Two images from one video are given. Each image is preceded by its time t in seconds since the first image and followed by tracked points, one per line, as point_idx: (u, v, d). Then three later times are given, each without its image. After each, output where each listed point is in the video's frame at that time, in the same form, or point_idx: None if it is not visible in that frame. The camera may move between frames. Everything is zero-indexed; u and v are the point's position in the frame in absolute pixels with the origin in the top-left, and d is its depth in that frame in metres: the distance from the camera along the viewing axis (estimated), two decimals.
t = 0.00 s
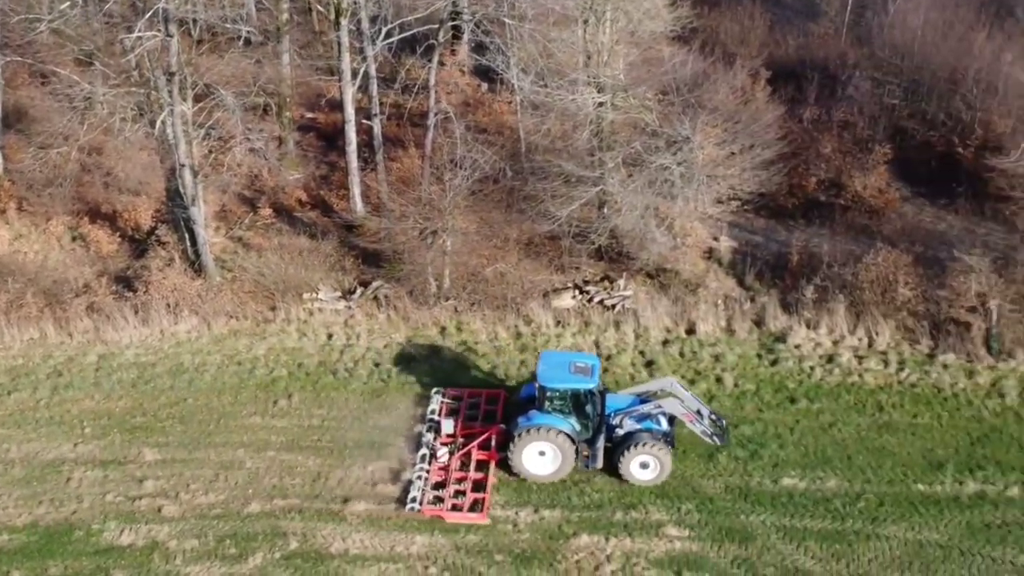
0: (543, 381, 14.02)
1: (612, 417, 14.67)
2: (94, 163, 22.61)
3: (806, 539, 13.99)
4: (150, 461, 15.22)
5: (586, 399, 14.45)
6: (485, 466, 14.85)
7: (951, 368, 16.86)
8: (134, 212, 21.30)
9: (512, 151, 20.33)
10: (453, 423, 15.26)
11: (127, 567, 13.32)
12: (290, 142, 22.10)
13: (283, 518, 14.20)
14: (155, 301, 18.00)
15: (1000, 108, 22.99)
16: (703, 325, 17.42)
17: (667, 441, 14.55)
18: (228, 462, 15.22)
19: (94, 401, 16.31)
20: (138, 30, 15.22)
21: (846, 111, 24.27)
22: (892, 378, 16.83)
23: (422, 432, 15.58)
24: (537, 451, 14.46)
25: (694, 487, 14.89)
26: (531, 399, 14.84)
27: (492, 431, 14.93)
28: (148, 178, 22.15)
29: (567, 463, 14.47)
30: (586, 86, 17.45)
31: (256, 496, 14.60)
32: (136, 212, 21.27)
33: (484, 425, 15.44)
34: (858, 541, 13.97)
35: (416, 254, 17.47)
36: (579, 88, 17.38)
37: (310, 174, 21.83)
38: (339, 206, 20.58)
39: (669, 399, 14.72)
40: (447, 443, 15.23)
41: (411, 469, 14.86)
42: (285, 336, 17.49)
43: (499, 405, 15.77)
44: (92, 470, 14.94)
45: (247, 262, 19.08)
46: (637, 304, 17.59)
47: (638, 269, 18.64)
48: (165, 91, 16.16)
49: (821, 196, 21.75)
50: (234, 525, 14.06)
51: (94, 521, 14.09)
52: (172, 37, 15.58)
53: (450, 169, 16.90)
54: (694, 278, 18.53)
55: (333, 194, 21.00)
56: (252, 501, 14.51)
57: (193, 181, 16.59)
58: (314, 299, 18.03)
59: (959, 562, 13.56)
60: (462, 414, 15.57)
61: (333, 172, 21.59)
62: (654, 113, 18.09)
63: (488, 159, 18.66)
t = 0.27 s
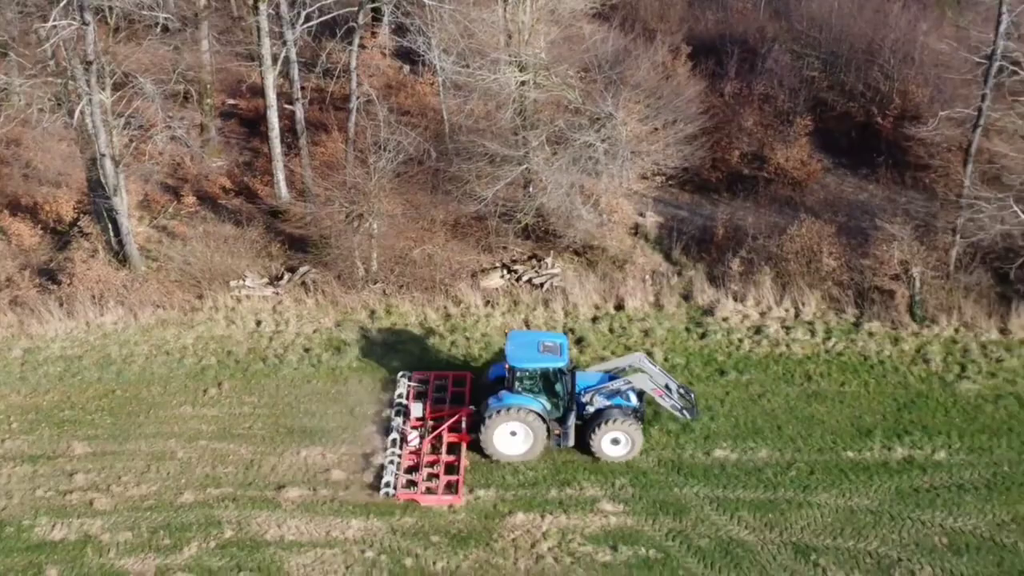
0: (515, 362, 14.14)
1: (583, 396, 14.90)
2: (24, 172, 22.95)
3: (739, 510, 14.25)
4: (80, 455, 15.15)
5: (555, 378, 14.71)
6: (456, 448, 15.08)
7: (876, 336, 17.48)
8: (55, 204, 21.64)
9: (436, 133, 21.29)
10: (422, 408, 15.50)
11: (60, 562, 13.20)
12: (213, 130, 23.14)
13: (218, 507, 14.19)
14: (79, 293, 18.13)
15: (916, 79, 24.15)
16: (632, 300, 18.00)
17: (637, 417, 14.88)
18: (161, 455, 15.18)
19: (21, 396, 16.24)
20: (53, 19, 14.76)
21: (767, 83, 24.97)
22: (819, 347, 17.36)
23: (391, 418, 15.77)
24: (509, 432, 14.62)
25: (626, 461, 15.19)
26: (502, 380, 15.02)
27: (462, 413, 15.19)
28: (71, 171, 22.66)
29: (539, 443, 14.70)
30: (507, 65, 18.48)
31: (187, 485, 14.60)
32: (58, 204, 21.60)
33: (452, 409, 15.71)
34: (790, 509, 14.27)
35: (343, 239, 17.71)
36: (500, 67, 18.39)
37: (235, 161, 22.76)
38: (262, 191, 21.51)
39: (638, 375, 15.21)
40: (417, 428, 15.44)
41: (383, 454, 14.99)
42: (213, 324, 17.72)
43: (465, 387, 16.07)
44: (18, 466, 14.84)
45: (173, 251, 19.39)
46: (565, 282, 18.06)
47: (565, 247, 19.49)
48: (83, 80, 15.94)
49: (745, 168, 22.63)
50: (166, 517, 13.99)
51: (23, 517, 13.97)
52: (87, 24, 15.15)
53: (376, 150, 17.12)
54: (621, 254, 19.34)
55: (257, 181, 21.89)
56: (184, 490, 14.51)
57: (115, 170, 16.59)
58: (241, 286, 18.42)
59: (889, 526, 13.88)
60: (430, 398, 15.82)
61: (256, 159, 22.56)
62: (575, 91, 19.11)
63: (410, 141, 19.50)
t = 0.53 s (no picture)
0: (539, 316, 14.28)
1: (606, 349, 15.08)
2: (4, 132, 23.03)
3: (724, 464, 14.33)
4: (65, 414, 15.19)
5: (579, 332, 14.86)
6: (479, 404, 15.19)
7: (859, 290, 17.62)
8: (36, 162, 21.62)
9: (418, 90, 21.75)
10: (444, 363, 15.61)
11: (47, 521, 13.32)
12: (193, 89, 23.72)
13: (203, 464, 14.26)
14: (62, 253, 18.21)
15: (897, 32, 24.17)
16: (615, 256, 18.33)
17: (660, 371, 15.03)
18: (147, 412, 15.23)
19: (4, 355, 16.33)
20: None
21: (748, 38, 25.14)
22: (802, 301, 17.47)
23: (412, 374, 15.88)
24: (532, 386, 14.79)
25: (611, 416, 15.28)
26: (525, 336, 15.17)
27: (485, 369, 15.31)
28: (50, 130, 22.62)
29: (562, 397, 14.85)
30: (489, 21, 19.17)
31: (173, 441, 14.67)
32: (38, 163, 21.57)
33: (473, 364, 15.84)
34: (775, 462, 14.36)
35: (326, 196, 18.35)
36: (483, 23, 19.10)
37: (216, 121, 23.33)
38: (243, 149, 22.11)
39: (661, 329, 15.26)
40: (438, 384, 15.54)
41: (406, 410, 15.08)
42: (196, 283, 17.85)
43: (485, 343, 16.23)
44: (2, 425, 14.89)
45: (155, 210, 19.74)
46: (548, 238, 18.67)
47: (548, 203, 20.19)
48: (60, 41, 16.13)
49: (727, 124, 23.04)
50: (153, 475, 14.07)
51: (10, 476, 14.04)
52: None
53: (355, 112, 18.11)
54: (604, 210, 19.95)
55: (237, 139, 22.42)
56: (171, 446, 14.59)
57: (93, 130, 17.10)
58: (224, 245, 18.69)
59: (872, 478, 13.98)
60: (451, 354, 15.94)
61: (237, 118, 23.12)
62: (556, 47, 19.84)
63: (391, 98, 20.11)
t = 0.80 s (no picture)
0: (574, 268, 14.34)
1: (640, 303, 15.08)
2: None
3: (720, 417, 14.35)
4: (61, 369, 15.19)
5: (612, 286, 14.99)
6: (512, 358, 15.24)
7: (855, 244, 17.61)
8: (30, 118, 21.57)
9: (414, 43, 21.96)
10: (477, 317, 15.67)
11: (46, 476, 13.38)
12: (187, 43, 23.84)
13: (201, 419, 14.28)
14: (56, 208, 18.15)
15: None
16: (612, 210, 18.38)
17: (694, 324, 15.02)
18: (144, 367, 15.24)
19: None
20: None
21: None
22: (799, 255, 17.45)
23: (446, 328, 15.94)
24: (567, 340, 14.83)
25: (608, 370, 15.27)
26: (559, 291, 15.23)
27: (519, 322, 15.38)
28: (44, 84, 22.41)
29: (597, 351, 14.89)
30: None
31: (172, 397, 14.67)
32: (31, 117, 21.55)
33: (506, 319, 15.90)
34: (770, 416, 14.40)
35: (321, 149, 18.34)
36: None
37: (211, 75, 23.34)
38: (238, 103, 22.19)
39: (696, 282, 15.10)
40: (472, 338, 15.60)
41: (441, 363, 15.12)
42: (191, 238, 17.80)
43: (518, 297, 16.32)
44: None
45: (150, 165, 19.69)
46: (544, 192, 18.70)
47: (545, 156, 20.34)
48: None
49: (724, 77, 23.01)
50: (152, 429, 14.10)
51: (8, 431, 14.08)
52: None
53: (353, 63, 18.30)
54: (600, 164, 20.02)
55: (233, 94, 22.38)
56: (169, 400, 14.62)
57: (89, 85, 17.47)
58: (219, 201, 18.62)
59: (868, 431, 14.02)
60: (484, 308, 16.00)
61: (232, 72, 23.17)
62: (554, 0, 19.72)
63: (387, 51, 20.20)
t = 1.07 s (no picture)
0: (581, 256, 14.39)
1: (647, 289, 15.13)
2: None
3: (689, 403, 14.38)
4: (26, 366, 15.06)
5: (617, 275, 15.09)
6: (519, 346, 15.28)
7: (820, 228, 17.74)
8: None
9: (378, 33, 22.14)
10: (483, 306, 15.71)
11: (12, 475, 13.25)
12: (150, 36, 23.91)
13: (170, 414, 14.22)
14: (21, 203, 18.01)
15: None
16: (579, 198, 18.58)
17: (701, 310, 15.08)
18: (111, 362, 15.16)
19: None
20: None
21: None
22: (765, 240, 17.55)
23: (451, 317, 15.97)
24: (574, 328, 14.86)
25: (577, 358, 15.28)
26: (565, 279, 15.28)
27: (525, 310, 15.43)
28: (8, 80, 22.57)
29: (603, 338, 14.93)
30: None
31: (140, 393, 14.57)
32: None
33: (511, 307, 15.95)
34: (739, 401, 14.45)
35: (287, 141, 18.49)
36: None
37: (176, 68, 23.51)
38: (203, 95, 22.31)
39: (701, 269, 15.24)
40: (479, 326, 15.63)
41: (449, 352, 15.14)
42: (158, 232, 17.76)
43: (522, 286, 16.37)
44: None
45: (114, 159, 19.75)
46: (510, 180, 18.87)
47: (511, 145, 20.38)
48: None
49: (688, 63, 22.99)
50: (119, 425, 14.01)
51: None
52: None
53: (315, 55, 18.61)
54: (566, 152, 20.15)
55: (197, 87, 22.52)
56: (137, 396, 14.53)
57: (51, 80, 17.44)
58: (185, 194, 18.66)
59: (836, 415, 14.08)
60: (489, 297, 16.05)
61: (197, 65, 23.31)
62: None
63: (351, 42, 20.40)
